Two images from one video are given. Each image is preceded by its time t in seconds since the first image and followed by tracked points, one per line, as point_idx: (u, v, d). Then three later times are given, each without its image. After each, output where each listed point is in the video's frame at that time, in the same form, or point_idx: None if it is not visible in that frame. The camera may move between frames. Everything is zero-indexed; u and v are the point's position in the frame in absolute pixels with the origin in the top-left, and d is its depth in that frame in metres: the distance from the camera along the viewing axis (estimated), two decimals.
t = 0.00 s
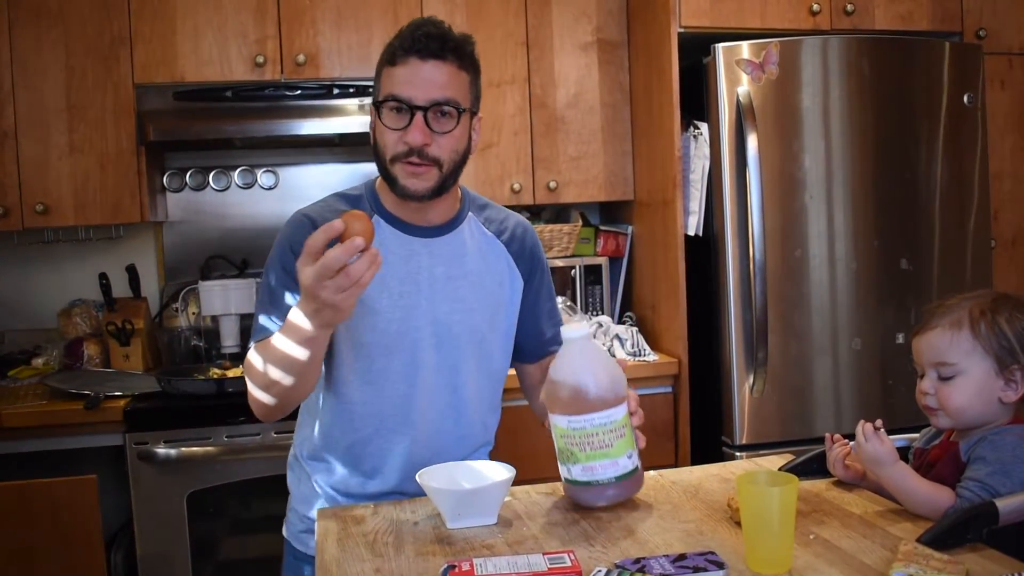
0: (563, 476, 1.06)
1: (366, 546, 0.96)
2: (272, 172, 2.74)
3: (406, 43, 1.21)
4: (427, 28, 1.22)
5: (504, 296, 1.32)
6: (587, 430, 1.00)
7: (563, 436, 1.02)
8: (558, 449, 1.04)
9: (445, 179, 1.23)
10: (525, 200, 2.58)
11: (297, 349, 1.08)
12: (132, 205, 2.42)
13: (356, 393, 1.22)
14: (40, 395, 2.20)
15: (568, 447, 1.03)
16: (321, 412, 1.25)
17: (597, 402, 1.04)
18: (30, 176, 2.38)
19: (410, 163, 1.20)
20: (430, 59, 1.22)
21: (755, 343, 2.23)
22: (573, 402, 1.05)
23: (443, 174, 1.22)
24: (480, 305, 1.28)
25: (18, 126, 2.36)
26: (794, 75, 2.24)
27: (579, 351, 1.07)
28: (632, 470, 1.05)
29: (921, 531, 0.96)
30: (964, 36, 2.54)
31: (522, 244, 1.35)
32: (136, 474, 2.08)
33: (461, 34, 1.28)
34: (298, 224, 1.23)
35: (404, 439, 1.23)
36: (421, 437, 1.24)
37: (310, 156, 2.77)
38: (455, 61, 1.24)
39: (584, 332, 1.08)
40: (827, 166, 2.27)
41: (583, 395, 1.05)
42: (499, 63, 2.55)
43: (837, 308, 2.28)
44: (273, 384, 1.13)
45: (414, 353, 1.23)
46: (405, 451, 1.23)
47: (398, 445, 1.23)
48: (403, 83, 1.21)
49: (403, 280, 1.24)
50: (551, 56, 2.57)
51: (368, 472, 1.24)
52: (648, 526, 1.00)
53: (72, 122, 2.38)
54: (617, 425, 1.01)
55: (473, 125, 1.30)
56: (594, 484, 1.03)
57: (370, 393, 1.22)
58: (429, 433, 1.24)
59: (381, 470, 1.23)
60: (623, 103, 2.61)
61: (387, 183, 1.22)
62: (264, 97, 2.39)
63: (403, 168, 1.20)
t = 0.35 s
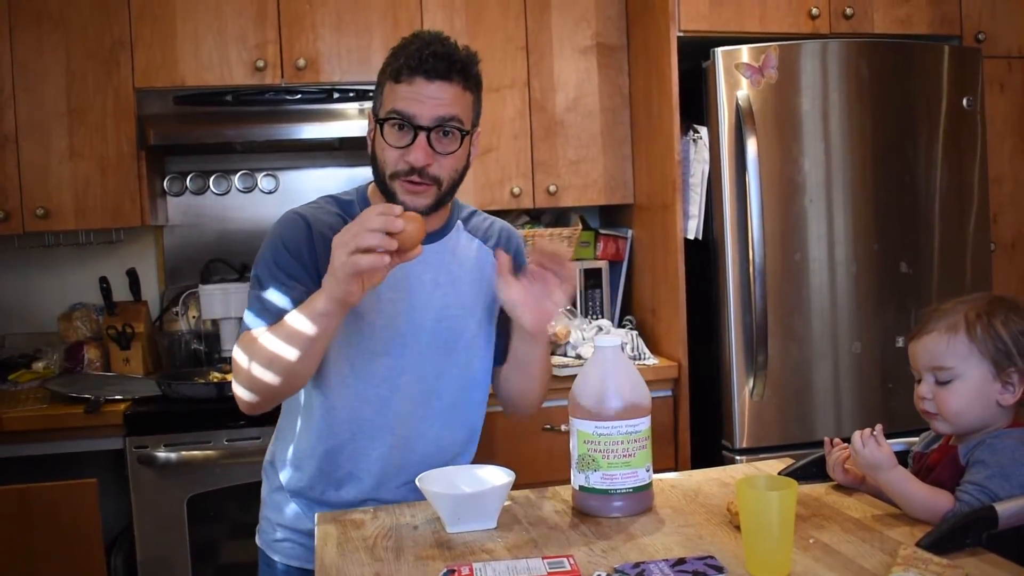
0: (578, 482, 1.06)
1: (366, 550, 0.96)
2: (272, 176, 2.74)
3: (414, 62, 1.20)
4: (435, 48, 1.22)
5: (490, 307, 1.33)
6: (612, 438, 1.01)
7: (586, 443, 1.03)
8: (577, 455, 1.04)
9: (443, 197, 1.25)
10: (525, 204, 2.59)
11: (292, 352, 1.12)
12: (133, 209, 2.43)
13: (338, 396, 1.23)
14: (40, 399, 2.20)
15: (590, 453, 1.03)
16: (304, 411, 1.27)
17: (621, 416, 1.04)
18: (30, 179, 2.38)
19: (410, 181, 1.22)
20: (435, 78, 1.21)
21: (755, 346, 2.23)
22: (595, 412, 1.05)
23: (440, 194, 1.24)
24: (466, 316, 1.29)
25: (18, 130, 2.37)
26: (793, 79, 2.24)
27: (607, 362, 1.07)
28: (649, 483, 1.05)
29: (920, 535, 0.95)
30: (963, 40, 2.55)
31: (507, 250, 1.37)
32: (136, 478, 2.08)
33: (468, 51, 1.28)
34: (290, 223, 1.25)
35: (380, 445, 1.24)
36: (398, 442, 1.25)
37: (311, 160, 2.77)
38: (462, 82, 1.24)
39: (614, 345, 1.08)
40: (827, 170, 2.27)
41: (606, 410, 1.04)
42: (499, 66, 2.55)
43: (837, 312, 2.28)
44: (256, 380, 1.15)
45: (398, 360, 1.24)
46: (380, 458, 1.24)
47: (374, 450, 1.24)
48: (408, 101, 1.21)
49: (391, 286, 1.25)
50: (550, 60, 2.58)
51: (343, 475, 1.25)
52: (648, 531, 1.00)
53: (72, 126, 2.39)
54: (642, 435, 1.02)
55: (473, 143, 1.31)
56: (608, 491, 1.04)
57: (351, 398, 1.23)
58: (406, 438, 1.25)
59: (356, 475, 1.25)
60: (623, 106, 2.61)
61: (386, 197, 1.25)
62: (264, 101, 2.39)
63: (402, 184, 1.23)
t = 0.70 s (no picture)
0: (579, 485, 1.05)
1: (366, 552, 0.96)
2: (272, 179, 2.74)
3: (418, 59, 1.20)
4: (438, 45, 1.22)
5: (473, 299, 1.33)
6: (612, 441, 1.01)
7: (586, 446, 1.02)
8: (577, 458, 1.04)
9: (444, 193, 1.26)
10: (525, 207, 2.59)
11: (256, 336, 1.14)
12: (133, 211, 2.43)
13: (326, 388, 1.24)
14: (40, 402, 2.20)
15: (589, 456, 1.03)
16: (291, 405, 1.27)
17: (621, 417, 1.04)
18: (30, 181, 2.38)
19: (413, 177, 1.23)
20: (439, 75, 1.22)
21: (755, 350, 2.23)
22: (596, 414, 1.06)
23: (442, 190, 1.25)
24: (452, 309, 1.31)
25: (19, 132, 2.37)
26: (794, 82, 2.24)
27: (607, 363, 1.07)
28: (649, 486, 1.05)
29: (921, 538, 0.95)
30: (963, 44, 2.55)
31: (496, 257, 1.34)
32: (136, 481, 2.08)
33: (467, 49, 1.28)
34: (290, 210, 1.27)
35: (367, 437, 1.25)
36: (385, 433, 1.25)
37: (311, 163, 2.77)
38: (463, 78, 1.24)
39: (615, 347, 1.07)
40: (827, 173, 2.27)
41: (607, 411, 1.05)
42: (499, 70, 2.55)
43: (837, 315, 2.28)
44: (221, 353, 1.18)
45: (385, 351, 1.26)
46: (367, 450, 1.25)
47: (361, 442, 1.25)
48: (412, 98, 1.21)
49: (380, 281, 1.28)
50: (551, 63, 2.58)
51: (328, 470, 1.25)
52: (648, 533, 1.00)
53: (73, 129, 2.39)
54: (642, 438, 1.02)
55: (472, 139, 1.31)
56: (608, 494, 1.03)
57: (339, 390, 1.24)
58: (393, 430, 1.25)
59: (342, 469, 1.25)
60: (623, 110, 2.61)
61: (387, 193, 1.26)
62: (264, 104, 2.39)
63: (405, 180, 1.24)
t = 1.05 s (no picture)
0: (577, 488, 1.06)
1: (365, 556, 0.96)
2: (272, 181, 2.74)
3: (418, 55, 1.22)
4: (438, 42, 1.24)
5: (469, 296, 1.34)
6: (611, 443, 1.01)
7: (586, 449, 1.02)
8: (576, 461, 1.04)
9: (447, 189, 1.25)
10: (525, 210, 2.59)
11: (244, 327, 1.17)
12: (133, 213, 2.43)
13: (326, 384, 1.25)
14: (39, 404, 2.20)
15: (588, 459, 1.03)
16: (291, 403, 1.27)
17: (621, 421, 1.03)
18: (30, 183, 2.39)
19: (415, 172, 1.22)
20: (440, 71, 1.23)
21: (755, 353, 2.23)
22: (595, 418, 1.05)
23: (444, 185, 1.24)
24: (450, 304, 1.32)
25: (19, 135, 2.37)
26: (793, 86, 2.25)
27: (606, 366, 1.07)
28: (647, 489, 1.05)
29: (920, 542, 0.95)
30: (963, 47, 2.55)
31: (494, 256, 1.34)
32: (136, 483, 2.08)
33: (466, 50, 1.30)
34: (298, 201, 1.28)
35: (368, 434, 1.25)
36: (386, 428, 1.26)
37: (311, 165, 2.77)
38: (462, 75, 1.25)
39: (614, 350, 1.07)
40: (827, 176, 2.27)
41: (606, 415, 1.05)
42: (499, 73, 2.56)
43: (837, 318, 2.28)
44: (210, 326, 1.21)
45: (384, 347, 1.26)
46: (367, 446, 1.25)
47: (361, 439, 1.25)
48: (413, 93, 1.22)
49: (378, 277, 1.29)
50: (551, 66, 2.58)
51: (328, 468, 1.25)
52: (647, 537, 1.00)
53: (73, 131, 2.39)
54: (640, 441, 1.02)
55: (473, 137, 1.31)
56: (607, 498, 1.03)
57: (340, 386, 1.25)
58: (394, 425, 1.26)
59: (342, 466, 1.25)
60: (623, 113, 2.62)
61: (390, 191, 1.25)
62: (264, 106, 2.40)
63: (408, 175, 1.23)
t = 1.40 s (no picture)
0: (577, 491, 1.06)
1: (365, 558, 0.96)
2: (273, 184, 2.75)
3: (421, 55, 1.25)
4: (442, 46, 1.27)
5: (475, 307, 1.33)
6: (611, 446, 1.01)
7: (586, 452, 1.03)
8: (577, 464, 1.04)
9: (443, 190, 1.25)
10: (525, 213, 2.59)
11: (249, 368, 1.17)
12: (133, 216, 2.43)
13: (332, 396, 1.26)
14: (39, 407, 2.20)
15: (588, 462, 1.03)
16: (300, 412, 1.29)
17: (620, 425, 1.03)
18: (31, 186, 2.39)
19: (413, 169, 1.23)
20: (441, 72, 1.26)
21: (755, 355, 2.23)
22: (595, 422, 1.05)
23: (440, 185, 1.24)
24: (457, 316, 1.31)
25: (20, 137, 2.38)
26: (793, 89, 2.25)
27: (606, 369, 1.07)
28: (648, 492, 1.05)
29: (919, 545, 0.95)
30: (962, 51, 2.56)
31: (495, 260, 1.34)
32: (136, 486, 2.08)
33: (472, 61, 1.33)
34: (290, 218, 1.28)
35: (373, 445, 1.26)
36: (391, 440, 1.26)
37: (311, 168, 2.77)
38: (465, 79, 1.28)
39: (614, 353, 1.07)
40: (826, 179, 2.27)
41: (606, 417, 1.04)
42: (499, 76, 2.56)
43: (837, 321, 2.28)
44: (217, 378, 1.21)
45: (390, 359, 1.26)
46: (374, 458, 1.26)
47: (366, 451, 1.26)
48: (414, 92, 1.24)
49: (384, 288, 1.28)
50: (551, 69, 2.58)
51: (334, 479, 1.26)
52: (647, 540, 1.00)
53: (74, 134, 2.39)
54: (640, 444, 1.02)
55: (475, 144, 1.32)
56: (608, 501, 1.03)
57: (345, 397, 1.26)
58: (399, 437, 1.26)
59: (348, 477, 1.26)
60: (623, 116, 2.62)
61: (386, 190, 1.25)
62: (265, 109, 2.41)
63: (405, 173, 1.23)
